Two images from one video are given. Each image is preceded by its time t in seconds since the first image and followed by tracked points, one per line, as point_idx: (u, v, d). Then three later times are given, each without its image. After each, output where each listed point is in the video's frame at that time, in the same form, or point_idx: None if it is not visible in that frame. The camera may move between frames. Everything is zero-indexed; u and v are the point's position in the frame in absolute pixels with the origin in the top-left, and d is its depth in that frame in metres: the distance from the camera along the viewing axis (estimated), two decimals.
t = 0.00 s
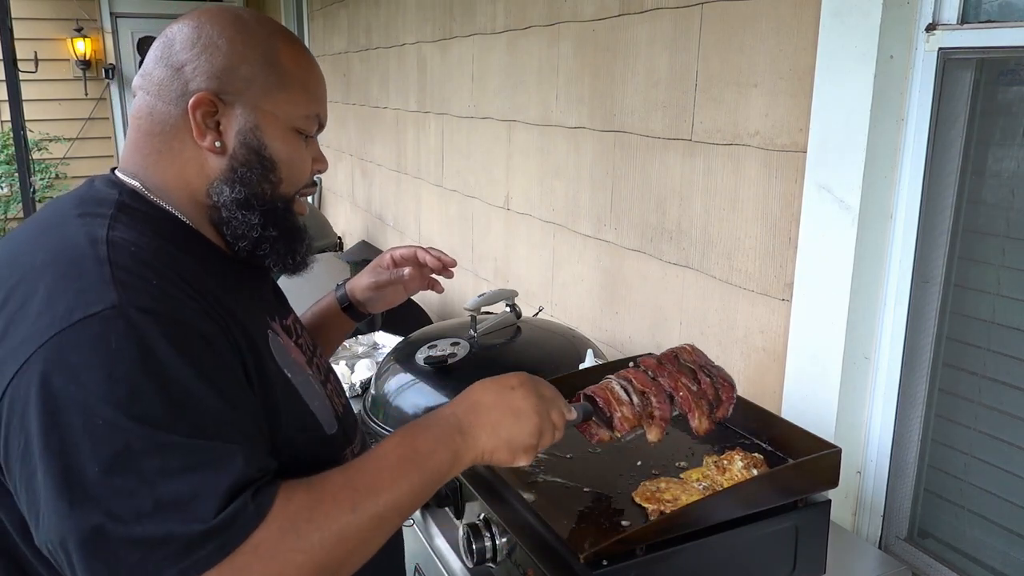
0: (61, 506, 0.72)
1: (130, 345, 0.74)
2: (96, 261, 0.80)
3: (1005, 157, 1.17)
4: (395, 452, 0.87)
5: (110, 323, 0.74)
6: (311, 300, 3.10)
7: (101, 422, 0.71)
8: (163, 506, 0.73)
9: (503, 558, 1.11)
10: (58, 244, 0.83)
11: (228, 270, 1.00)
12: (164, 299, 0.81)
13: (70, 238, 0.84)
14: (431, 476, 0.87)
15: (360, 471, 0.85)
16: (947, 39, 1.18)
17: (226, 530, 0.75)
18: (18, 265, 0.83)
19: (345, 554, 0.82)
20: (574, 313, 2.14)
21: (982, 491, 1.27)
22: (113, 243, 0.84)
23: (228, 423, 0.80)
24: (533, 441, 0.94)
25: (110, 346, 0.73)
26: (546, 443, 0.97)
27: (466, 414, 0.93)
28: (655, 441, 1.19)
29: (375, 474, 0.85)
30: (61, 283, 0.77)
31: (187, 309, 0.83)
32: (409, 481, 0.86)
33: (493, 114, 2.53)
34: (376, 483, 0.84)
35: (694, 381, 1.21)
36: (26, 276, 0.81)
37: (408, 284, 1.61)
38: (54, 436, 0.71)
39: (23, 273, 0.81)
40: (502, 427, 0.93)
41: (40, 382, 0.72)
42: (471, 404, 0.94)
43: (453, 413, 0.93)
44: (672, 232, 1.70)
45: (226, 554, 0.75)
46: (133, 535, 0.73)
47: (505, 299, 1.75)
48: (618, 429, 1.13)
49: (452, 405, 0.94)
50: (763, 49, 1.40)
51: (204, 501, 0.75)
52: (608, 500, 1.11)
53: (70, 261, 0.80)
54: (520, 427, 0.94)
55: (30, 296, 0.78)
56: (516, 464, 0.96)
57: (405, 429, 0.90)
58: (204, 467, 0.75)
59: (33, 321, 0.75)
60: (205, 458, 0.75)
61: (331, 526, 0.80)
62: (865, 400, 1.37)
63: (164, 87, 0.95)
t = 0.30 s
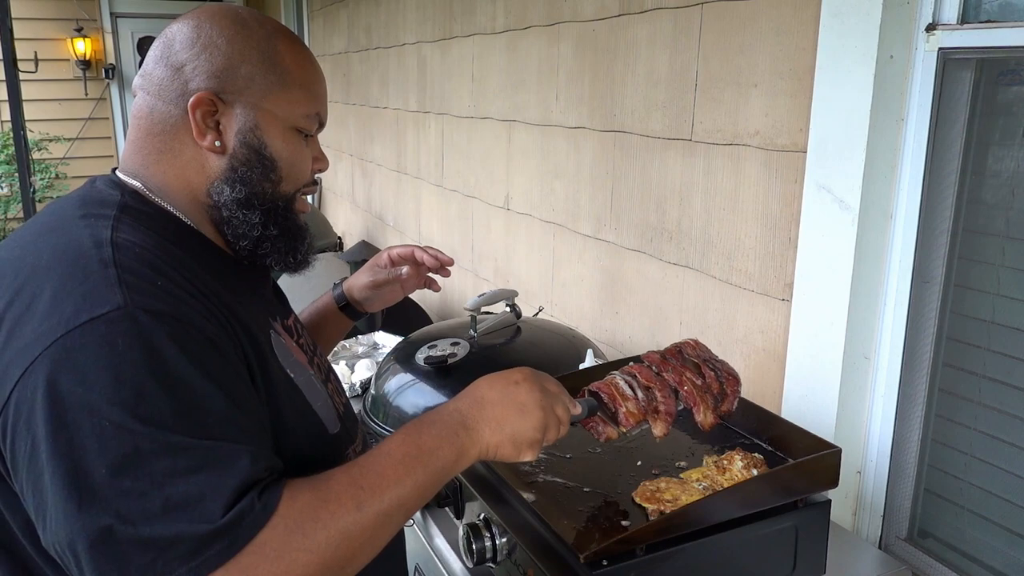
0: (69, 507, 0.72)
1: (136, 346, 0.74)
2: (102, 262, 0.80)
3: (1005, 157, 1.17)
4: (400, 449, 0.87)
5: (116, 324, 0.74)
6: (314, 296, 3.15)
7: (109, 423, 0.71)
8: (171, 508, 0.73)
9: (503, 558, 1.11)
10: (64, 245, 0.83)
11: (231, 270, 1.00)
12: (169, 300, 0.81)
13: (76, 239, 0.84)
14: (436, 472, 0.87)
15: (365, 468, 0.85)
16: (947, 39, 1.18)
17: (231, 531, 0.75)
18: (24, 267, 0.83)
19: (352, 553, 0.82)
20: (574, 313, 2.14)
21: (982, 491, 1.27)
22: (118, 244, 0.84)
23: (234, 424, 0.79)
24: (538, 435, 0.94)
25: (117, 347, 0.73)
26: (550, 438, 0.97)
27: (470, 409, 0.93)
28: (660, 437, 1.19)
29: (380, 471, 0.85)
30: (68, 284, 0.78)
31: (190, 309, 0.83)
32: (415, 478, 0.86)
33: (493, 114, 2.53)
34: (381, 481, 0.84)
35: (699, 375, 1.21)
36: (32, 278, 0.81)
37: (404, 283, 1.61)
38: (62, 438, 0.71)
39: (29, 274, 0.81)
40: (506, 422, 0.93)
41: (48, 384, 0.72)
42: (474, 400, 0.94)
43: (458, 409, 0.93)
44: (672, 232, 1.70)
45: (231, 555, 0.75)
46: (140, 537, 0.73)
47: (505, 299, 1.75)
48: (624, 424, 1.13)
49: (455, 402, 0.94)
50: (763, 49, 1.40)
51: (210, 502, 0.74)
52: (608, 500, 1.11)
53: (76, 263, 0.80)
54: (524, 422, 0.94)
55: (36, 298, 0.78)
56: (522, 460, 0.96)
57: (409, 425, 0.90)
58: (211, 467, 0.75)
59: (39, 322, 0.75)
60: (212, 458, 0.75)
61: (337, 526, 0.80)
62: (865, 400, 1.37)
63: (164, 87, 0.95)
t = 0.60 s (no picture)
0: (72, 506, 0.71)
1: (139, 346, 0.74)
2: (105, 262, 0.80)
3: (1005, 157, 1.17)
4: (400, 447, 0.87)
5: (120, 324, 0.75)
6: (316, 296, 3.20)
7: (112, 422, 0.71)
8: (173, 507, 0.73)
9: (503, 558, 1.11)
10: (66, 244, 0.83)
11: (232, 270, 1.00)
12: (172, 300, 0.81)
13: (79, 239, 0.84)
14: (437, 470, 0.87)
15: (365, 467, 0.84)
16: (947, 39, 1.18)
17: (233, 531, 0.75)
18: (27, 267, 0.83)
19: (353, 551, 0.82)
20: (574, 313, 2.14)
21: (982, 491, 1.27)
22: (120, 244, 0.84)
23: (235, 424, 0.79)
24: (538, 433, 0.95)
25: (120, 347, 0.73)
26: (550, 436, 0.97)
27: (470, 407, 0.93)
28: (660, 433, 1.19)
29: (380, 470, 0.84)
30: (71, 285, 0.78)
31: (193, 310, 0.83)
32: (415, 476, 0.86)
33: (493, 114, 2.53)
34: (381, 479, 0.84)
35: (698, 371, 1.21)
36: (35, 278, 0.81)
37: (406, 282, 1.61)
38: (65, 437, 0.71)
39: (31, 274, 0.81)
40: (507, 420, 0.93)
41: (52, 383, 0.72)
42: (475, 398, 0.94)
43: (457, 407, 0.93)
44: (671, 232, 1.70)
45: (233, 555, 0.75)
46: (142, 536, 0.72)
47: (505, 299, 1.75)
48: (624, 421, 1.13)
49: (455, 400, 0.94)
50: (763, 49, 1.41)
51: (212, 502, 0.74)
52: (608, 500, 1.11)
53: (79, 263, 0.80)
54: (524, 420, 0.94)
55: (39, 298, 0.78)
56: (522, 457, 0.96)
57: (409, 424, 0.90)
58: (213, 467, 0.75)
59: (42, 322, 0.75)
60: (214, 458, 0.75)
61: (337, 524, 0.80)
62: (866, 400, 1.37)
63: (166, 87, 0.95)
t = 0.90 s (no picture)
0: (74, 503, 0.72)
1: (139, 343, 0.74)
2: (106, 261, 0.80)
3: (1005, 157, 1.17)
4: (398, 444, 0.86)
5: (120, 321, 0.74)
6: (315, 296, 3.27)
7: (112, 419, 0.71)
8: (174, 503, 0.73)
9: (503, 558, 1.11)
10: (67, 243, 0.83)
11: (234, 269, 1.00)
12: (173, 298, 0.81)
13: (79, 237, 0.84)
14: (435, 466, 0.87)
15: (364, 462, 0.84)
16: (947, 39, 1.18)
17: (233, 530, 0.75)
18: (28, 264, 0.83)
19: (351, 547, 0.82)
20: (575, 313, 2.14)
21: (982, 491, 1.27)
22: (121, 242, 0.84)
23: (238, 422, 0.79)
24: (538, 429, 0.94)
25: (121, 344, 0.73)
26: (549, 432, 0.97)
27: (470, 403, 0.93)
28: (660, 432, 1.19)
29: (378, 466, 0.84)
30: (71, 283, 0.77)
31: (194, 309, 0.83)
32: (414, 471, 0.86)
33: (493, 114, 2.53)
34: (379, 475, 0.84)
35: (699, 369, 1.21)
36: (35, 277, 0.81)
37: (408, 282, 1.61)
38: (65, 434, 0.71)
39: (32, 273, 0.81)
40: (506, 416, 0.93)
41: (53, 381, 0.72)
42: (474, 394, 0.94)
43: (457, 403, 0.93)
44: (672, 232, 1.70)
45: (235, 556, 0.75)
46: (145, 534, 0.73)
47: (505, 299, 1.75)
48: (623, 419, 1.12)
49: (455, 396, 0.94)
50: (763, 50, 1.41)
51: (211, 499, 0.74)
52: (608, 500, 1.11)
53: (80, 260, 0.80)
54: (523, 416, 0.93)
55: (40, 296, 0.78)
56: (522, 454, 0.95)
57: (408, 420, 0.90)
58: (213, 462, 0.75)
59: (43, 320, 0.75)
60: (214, 455, 0.75)
61: (335, 519, 0.80)
62: (866, 400, 1.37)
63: (167, 88, 0.95)
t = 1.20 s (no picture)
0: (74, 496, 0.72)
1: (140, 339, 0.74)
2: (107, 259, 0.80)
3: (1005, 157, 1.17)
4: (404, 446, 0.86)
5: (120, 318, 0.75)
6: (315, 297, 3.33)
7: (111, 414, 0.71)
8: (173, 497, 0.73)
9: (503, 558, 1.11)
10: (68, 241, 0.83)
11: (237, 267, 1.00)
12: (175, 295, 0.81)
13: (81, 236, 0.84)
14: (442, 470, 0.87)
15: (369, 463, 0.84)
16: (947, 39, 1.18)
17: (230, 528, 0.75)
18: (29, 262, 0.83)
19: (354, 548, 0.81)
20: (575, 314, 2.14)
21: (982, 491, 1.27)
22: (124, 240, 0.84)
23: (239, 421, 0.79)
24: (549, 435, 0.94)
25: (122, 341, 0.73)
26: (562, 442, 0.96)
27: (480, 407, 0.93)
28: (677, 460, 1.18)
29: (383, 467, 0.84)
30: (72, 279, 0.78)
31: (197, 306, 0.83)
32: (420, 474, 0.85)
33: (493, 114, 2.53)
34: (385, 476, 0.83)
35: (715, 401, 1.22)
36: (38, 273, 0.81)
37: (410, 282, 1.61)
38: (66, 427, 0.71)
39: (34, 269, 0.81)
40: (517, 422, 0.93)
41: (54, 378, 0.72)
42: (484, 399, 0.94)
43: (466, 409, 0.92)
44: (672, 232, 1.70)
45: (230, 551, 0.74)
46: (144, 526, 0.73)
47: (505, 299, 1.75)
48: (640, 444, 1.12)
49: (465, 401, 0.94)
50: (763, 50, 1.41)
51: (208, 496, 0.74)
52: (608, 500, 1.11)
53: (81, 258, 0.80)
54: (534, 423, 0.93)
55: (42, 292, 0.78)
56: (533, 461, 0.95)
57: (416, 424, 0.90)
58: (212, 457, 0.75)
59: (44, 316, 0.76)
60: (213, 451, 0.75)
61: (338, 519, 0.80)
62: (866, 400, 1.37)
63: (168, 88, 0.95)
